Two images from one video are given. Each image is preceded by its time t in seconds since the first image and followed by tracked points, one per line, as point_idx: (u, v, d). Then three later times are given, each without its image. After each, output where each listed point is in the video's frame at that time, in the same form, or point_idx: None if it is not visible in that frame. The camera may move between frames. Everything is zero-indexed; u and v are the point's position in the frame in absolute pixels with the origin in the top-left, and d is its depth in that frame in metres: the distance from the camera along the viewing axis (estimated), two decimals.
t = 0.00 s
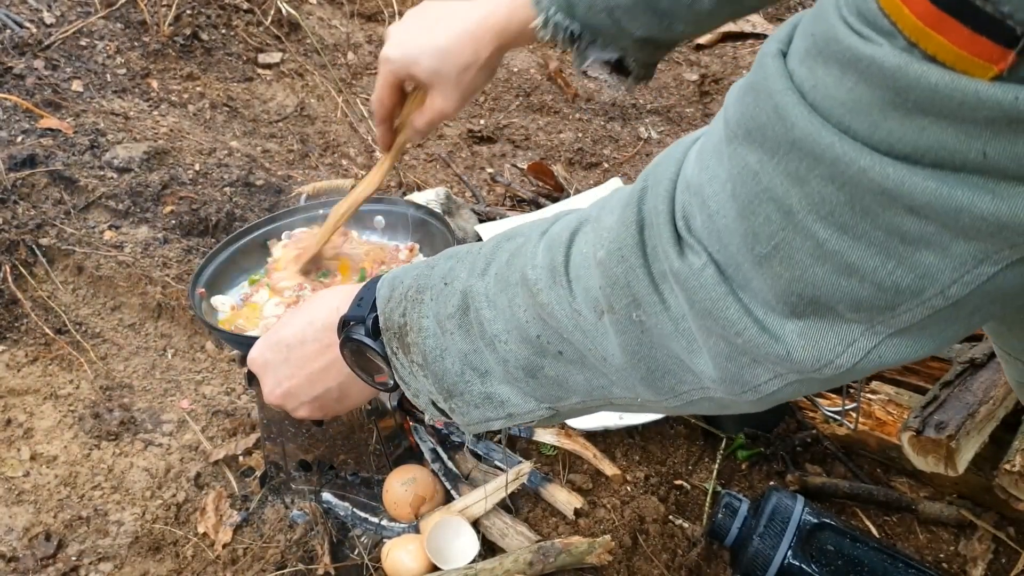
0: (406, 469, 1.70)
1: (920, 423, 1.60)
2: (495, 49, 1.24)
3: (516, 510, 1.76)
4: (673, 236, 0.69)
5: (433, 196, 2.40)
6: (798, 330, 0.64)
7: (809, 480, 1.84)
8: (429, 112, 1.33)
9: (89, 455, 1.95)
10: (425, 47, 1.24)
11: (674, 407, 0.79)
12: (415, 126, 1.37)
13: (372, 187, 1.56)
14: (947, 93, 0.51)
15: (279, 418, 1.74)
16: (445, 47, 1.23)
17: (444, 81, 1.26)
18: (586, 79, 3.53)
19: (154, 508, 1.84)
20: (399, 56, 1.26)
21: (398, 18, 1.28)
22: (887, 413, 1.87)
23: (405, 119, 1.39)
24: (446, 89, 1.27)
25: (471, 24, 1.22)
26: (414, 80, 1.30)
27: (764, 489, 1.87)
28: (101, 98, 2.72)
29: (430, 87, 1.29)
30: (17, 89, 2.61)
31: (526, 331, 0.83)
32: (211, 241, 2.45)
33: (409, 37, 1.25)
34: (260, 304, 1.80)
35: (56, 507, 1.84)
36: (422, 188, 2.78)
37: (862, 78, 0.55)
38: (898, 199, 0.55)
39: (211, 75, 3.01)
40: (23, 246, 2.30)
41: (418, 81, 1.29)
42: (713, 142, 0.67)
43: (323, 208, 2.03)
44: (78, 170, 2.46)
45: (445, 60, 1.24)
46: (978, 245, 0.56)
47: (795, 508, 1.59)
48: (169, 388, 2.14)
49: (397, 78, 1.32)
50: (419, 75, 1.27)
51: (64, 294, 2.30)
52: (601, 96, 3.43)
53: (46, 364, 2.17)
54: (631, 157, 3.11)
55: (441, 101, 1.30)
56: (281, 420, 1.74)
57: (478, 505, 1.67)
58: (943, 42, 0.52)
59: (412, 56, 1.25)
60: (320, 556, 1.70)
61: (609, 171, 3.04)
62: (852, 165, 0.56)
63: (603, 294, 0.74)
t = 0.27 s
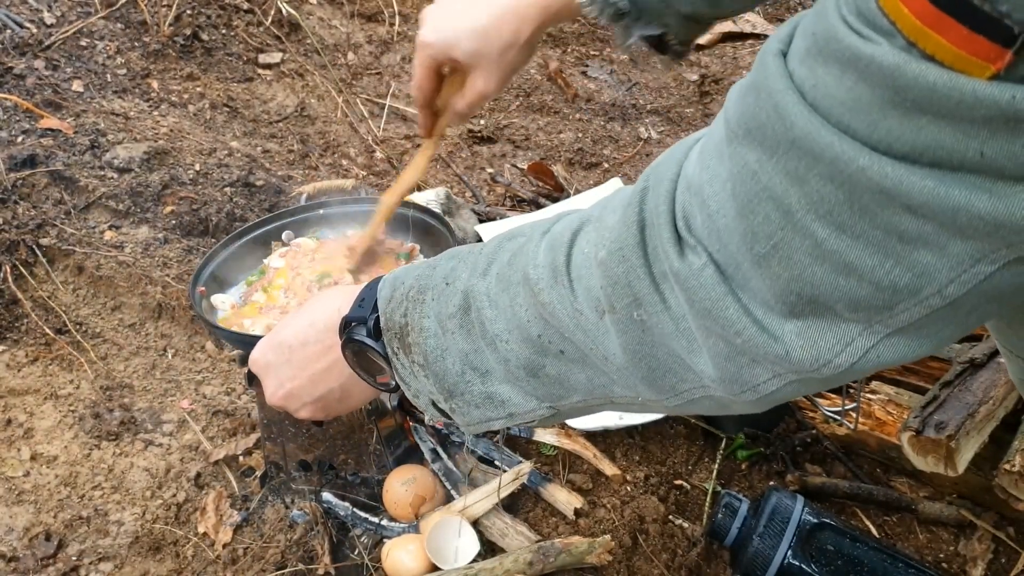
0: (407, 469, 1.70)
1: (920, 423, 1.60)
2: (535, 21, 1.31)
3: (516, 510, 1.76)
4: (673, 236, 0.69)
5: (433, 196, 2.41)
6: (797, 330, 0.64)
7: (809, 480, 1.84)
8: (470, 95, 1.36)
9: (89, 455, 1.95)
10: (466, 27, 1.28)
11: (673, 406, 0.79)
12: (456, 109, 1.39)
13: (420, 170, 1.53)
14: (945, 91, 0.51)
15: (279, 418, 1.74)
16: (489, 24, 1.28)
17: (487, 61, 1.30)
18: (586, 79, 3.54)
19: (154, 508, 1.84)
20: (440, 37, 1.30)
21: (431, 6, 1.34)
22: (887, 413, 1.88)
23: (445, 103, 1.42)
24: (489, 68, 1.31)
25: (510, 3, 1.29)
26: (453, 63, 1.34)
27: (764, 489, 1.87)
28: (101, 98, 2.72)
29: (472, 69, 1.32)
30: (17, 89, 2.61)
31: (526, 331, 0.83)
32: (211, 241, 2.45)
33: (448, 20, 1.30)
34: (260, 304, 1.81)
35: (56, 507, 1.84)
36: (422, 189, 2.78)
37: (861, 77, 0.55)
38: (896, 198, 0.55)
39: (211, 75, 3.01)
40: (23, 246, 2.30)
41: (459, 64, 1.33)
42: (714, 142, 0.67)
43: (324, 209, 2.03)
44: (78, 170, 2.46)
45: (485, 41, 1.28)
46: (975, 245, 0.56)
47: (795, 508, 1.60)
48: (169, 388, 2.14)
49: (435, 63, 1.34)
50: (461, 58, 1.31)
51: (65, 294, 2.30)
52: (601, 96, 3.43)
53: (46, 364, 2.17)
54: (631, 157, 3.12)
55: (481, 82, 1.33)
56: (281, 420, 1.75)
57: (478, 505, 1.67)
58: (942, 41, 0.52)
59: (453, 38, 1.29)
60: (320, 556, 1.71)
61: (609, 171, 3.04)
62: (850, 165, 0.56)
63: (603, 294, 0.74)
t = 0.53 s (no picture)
0: (406, 469, 1.70)
1: (920, 423, 1.60)
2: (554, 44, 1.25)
3: (516, 510, 1.76)
4: (680, 234, 0.69)
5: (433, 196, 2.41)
6: (804, 329, 0.64)
7: (809, 480, 1.84)
8: (488, 115, 1.32)
9: (89, 455, 1.95)
10: (483, 51, 1.25)
11: (680, 405, 0.79)
12: (473, 133, 1.36)
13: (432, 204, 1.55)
14: (954, 90, 0.51)
15: (280, 418, 1.75)
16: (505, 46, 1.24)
17: (506, 83, 1.26)
18: (586, 79, 3.54)
19: (154, 508, 1.84)
20: (456, 61, 1.26)
21: (444, 30, 1.30)
22: (887, 413, 1.88)
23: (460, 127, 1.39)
24: (509, 89, 1.27)
25: (527, 26, 1.24)
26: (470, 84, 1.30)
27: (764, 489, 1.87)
28: (100, 98, 2.71)
29: (491, 90, 1.29)
30: (17, 89, 2.61)
31: (532, 330, 0.83)
32: (212, 241, 2.45)
33: (465, 44, 1.26)
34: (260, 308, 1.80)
35: (57, 507, 1.84)
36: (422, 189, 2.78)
37: (870, 76, 0.55)
38: (904, 197, 0.55)
39: (211, 75, 3.01)
40: (23, 246, 2.30)
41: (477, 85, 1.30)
42: (721, 141, 0.67)
43: (321, 208, 2.03)
44: (78, 170, 2.46)
45: (507, 61, 1.24)
46: (983, 244, 0.56)
47: (795, 507, 1.60)
48: (169, 388, 2.14)
49: (450, 87, 1.31)
50: (479, 78, 1.27)
51: (64, 294, 2.30)
52: (601, 96, 3.44)
53: (46, 364, 2.17)
54: (631, 157, 3.12)
55: (501, 102, 1.29)
56: (281, 419, 1.75)
57: (478, 505, 1.67)
58: (951, 39, 0.52)
59: (469, 60, 1.25)
60: (320, 556, 1.71)
61: (609, 171, 3.04)
62: (859, 163, 0.56)
63: (610, 292, 0.75)
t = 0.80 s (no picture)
0: (406, 469, 1.70)
1: (920, 423, 1.60)
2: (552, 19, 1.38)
3: (516, 510, 1.76)
4: (678, 238, 0.69)
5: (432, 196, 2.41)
6: (801, 332, 0.64)
7: (809, 480, 1.84)
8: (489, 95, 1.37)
9: (89, 455, 1.95)
10: (483, 28, 1.31)
11: (677, 407, 0.79)
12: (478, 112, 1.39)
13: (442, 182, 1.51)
14: (950, 97, 0.51)
15: (279, 418, 1.75)
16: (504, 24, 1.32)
17: (504, 61, 1.34)
18: (586, 79, 3.54)
19: (154, 508, 1.84)
20: (455, 40, 1.30)
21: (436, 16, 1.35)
22: (887, 413, 1.88)
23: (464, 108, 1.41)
24: (508, 68, 1.35)
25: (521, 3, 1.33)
26: (471, 65, 1.35)
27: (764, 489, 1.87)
28: (101, 98, 2.72)
29: (491, 70, 1.35)
30: (17, 89, 2.61)
31: (530, 331, 0.83)
32: (212, 241, 2.45)
33: (465, 20, 1.31)
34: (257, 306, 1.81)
35: (57, 507, 1.84)
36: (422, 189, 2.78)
37: (867, 82, 0.55)
38: (901, 203, 0.55)
39: (211, 75, 3.01)
40: (23, 246, 2.30)
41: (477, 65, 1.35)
42: (718, 144, 0.67)
43: (319, 209, 2.04)
44: (78, 170, 2.46)
45: (506, 39, 1.32)
46: (980, 250, 0.56)
47: (795, 507, 1.60)
48: (169, 388, 2.14)
49: (452, 66, 1.34)
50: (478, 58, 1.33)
51: (64, 294, 2.30)
52: (601, 96, 3.44)
53: (46, 364, 2.17)
54: (631, 157, 3.12)
55: (502, 79, 1.36)
56: (281, 420, 1.75)
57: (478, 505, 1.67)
58: (948, 46, 0.52)
59: (469, 39, 1.31)
60: (320, 556, 1.70)
61: (609, 171, 3.04)
62: (855, 169, 0.56)
63: (607, 295, 0.74)
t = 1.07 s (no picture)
0: (407, 469, 1.70)
1: (920, 423, 1.60)
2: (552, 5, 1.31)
3: (516, 510, 1.76)
4: (680, 241, 0.69)
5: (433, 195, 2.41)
6: (803, 336, 0.64)
7: (809, 480, 1.84)
8: (493, 84, 1.34)
9: (89, 455, 1.95)
10: (482, 14, 1.27)
11: (679, 409, 0.79)
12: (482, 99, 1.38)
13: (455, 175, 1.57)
14: (953, 102, 0.51)
15: (280, 418, 1.75)
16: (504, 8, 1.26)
17: (506, 44, 1.28)
18: (586, 79, 3.54)
19: (155, 508, 1.84)
20: (456, 27, 1.28)
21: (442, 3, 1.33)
22: (887, 413, 1.89)
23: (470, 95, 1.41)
24: (512, 50, 1.29)
25: None
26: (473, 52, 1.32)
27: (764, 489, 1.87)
28: (101, 98, 2.72)
29: (492, 55, 1.30)
30: (17, 89, 2.61)
31: (532, 333, 0.83)
32: (211, 241, 2.45)
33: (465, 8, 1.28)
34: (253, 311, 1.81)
35: (57, 507, 1.84)
36: (422, 189, 2.79)
37: (869, 87, 0.55)
38: (903, 208, 0.55)
39: (211, 75, 3.01)
40: (23, 246, 2.30)
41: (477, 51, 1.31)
42: (720, 147, 0.67)
43: (310, 210, 2.03)
44: (78, 170, 2.46)
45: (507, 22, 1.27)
46: (982, 255, 0.56)
47: (795, 507, 1.60)
48: (169, 388, 2.14)
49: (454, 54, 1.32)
50: (479, 44, 1.29)
51: (64, 294, 2.30)
52: (601, 96, 3.44)
53: (46, 364, 2.17)
54: (631, 157, 3.12)
55: (504, 67, 1.31)
56: (281, 420, 1.75)
57: (478, 505, 1.68)
58: (950, 51, 0.52)
59: (468, 24, 1.27)
60: (320, 556, 1.70)
61: (609, 171, 3.04)
62: (858, 173, 0.56)
63: (609, 297, 0.75)
